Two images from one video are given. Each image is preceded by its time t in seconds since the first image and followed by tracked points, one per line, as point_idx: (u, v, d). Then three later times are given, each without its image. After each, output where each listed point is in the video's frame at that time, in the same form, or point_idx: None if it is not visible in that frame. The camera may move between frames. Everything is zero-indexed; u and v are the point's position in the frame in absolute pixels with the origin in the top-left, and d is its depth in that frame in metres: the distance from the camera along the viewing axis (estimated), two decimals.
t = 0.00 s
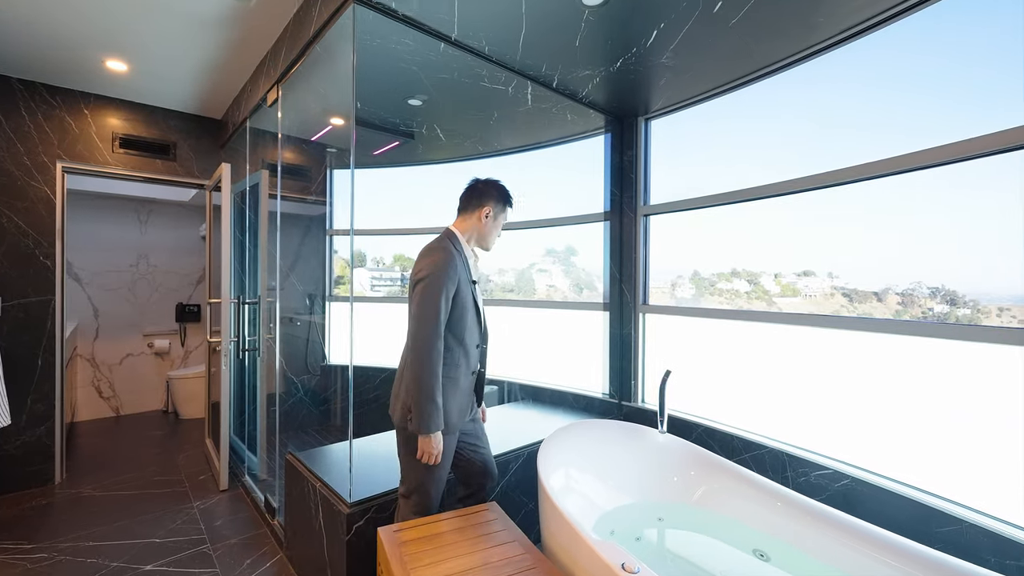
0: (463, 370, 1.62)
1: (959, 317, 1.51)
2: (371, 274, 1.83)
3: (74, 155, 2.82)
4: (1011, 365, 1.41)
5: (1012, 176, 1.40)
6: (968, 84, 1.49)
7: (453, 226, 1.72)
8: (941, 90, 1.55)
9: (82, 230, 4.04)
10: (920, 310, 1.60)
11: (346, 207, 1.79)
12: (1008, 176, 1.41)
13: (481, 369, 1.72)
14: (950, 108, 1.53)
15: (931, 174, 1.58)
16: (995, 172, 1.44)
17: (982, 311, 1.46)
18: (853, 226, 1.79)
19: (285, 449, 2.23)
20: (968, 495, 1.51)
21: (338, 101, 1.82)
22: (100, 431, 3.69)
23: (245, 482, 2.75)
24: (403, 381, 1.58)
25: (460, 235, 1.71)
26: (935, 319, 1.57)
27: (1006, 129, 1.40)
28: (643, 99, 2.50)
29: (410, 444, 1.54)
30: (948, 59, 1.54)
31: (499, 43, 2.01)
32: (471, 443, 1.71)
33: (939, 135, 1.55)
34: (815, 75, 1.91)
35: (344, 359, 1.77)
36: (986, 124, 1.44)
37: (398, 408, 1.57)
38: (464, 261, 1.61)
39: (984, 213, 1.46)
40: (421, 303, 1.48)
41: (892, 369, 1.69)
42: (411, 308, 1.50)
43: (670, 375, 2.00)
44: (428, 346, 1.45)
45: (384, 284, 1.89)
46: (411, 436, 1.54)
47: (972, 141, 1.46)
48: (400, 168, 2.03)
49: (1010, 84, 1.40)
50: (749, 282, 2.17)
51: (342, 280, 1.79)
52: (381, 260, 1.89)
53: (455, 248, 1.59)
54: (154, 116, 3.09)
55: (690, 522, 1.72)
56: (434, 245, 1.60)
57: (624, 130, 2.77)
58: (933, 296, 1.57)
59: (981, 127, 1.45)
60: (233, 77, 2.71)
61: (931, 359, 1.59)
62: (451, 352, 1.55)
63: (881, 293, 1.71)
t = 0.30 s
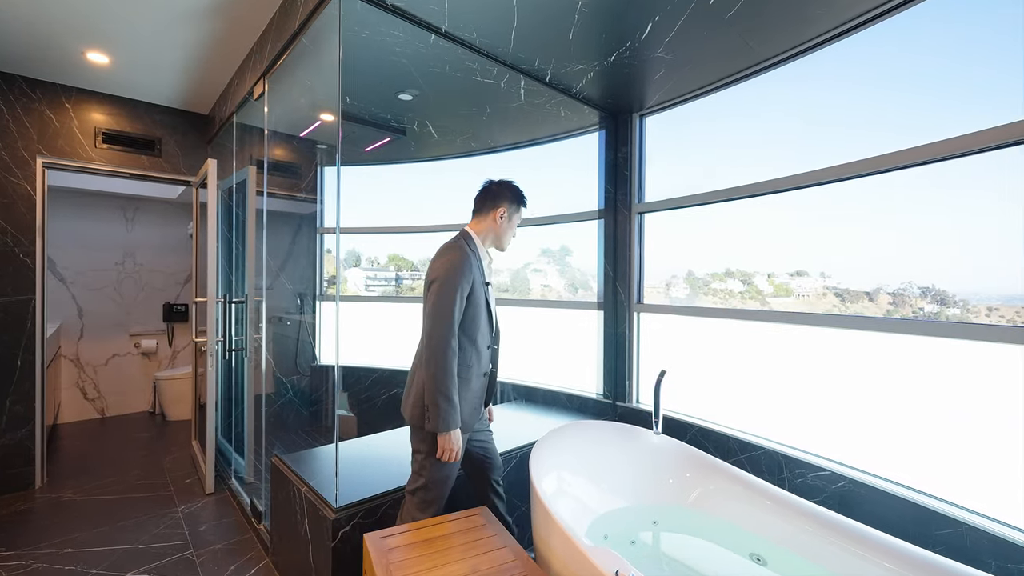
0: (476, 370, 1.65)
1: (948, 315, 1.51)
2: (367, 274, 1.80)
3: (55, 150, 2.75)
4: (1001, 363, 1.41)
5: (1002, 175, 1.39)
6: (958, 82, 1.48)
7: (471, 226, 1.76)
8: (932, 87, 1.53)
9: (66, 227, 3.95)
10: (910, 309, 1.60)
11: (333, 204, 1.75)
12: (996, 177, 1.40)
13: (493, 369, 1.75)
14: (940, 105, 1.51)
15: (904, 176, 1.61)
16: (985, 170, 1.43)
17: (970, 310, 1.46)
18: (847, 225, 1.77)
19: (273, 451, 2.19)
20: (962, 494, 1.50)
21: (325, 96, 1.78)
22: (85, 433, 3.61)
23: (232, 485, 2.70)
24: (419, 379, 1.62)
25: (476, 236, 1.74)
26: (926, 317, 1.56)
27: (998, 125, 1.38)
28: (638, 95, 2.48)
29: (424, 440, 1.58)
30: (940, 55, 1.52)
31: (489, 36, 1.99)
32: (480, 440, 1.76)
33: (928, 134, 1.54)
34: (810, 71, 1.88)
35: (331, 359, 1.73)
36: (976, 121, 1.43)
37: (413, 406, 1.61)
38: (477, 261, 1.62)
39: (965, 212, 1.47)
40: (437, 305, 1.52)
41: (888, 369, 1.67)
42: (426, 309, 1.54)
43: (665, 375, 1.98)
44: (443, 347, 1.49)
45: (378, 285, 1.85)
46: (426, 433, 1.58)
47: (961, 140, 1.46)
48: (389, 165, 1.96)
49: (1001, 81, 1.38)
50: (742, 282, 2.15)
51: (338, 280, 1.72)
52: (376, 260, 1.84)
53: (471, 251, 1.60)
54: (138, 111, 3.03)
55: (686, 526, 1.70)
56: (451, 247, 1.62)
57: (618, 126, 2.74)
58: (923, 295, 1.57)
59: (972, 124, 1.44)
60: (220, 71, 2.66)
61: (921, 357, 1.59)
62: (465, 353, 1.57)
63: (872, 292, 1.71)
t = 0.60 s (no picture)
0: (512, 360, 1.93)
1: (924, 315, 1.53)
2: (353, 274, 1.74)
3: (20, 144, 2.62)
4: (980, 363, 1.42)
5: (986, 176, 1.40)
6: (954, 81, 1.46)
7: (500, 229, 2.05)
8: (918, 88, 1.54)
9: (35, 225, 3.80)
10: (887, 309, 1.63)
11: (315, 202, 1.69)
12: (980, 178, 1.41)
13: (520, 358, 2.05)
14: (926, 105, 1.52)
15: (896, 176, 1.60)
16: (967, 171, 1.43)
17: (946, 311, 1.49)
18: (835, 226, 1.77)
19: (251, 457, 2.11)
20: (946, 494, 1.50)
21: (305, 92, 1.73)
22: (53, 440, 3.46)
23: (208, 494, 2.61)
24: (465, 374, 1.87)
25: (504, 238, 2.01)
26: (902, 317, 1.59)
27: (984, 126, 1.38)
28: (627, 94, 2.46)
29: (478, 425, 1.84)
30: (926, 56, 1.53)
31: (477, 29, 1.94)
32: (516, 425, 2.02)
33: (911, 135, 1.54)
34: (799, 71, 1.88)
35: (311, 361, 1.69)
36: (961, 122, 1.43)
37: (463, 397, 1.87)
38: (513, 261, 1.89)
39: (924, 214, 1.53)
40: (485, 306, 1.78)
41: (876, 370, 1.67)
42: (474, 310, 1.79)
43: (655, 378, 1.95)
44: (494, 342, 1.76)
45: (366, 284, 1.79)
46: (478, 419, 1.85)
47: (945, 141, 1.46)
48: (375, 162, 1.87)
49: (984, 82, 1.39)
50: (727, 282, 2.16)
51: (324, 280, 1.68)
52: (362, 259, 1.77)
53: (509, 257, 1.87)
54: (111, 105, 2.91)
55: (678, 533, 1.67)
56: (493, 251, 1.89)
57: (607, 125, 2.72)
58: (901, 296, 1.59)
59: (956, 125, 1.44)
60: (196, 63, 2.57)
61: (904, 359, 1.60)
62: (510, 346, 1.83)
63: (851, 293, 1.73)
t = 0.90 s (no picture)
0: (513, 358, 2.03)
1: (870, 314, 1.62)
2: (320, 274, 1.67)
3: None
4: (921, 358, 1.52)
5: (930, 182, 1.47)
6: (940, 81, 1.45)
7: (499, 231, 2.00)
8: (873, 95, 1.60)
9: None
10: (840, 308, 1.70)
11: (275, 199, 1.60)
12: (926, 185, 1.48)
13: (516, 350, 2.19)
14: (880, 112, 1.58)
15: (877, 176, 1.59)
16: (920, 177, 1.50)
17: (891, 309, 1.57)
18: (796, 229, 1.83)
19: (205, 470, 1.98)
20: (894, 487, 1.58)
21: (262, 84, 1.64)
22: None
23: (158, 509, 2.44)
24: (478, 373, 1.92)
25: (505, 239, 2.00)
26: (851, 317, 1.67)
27: (932, 134, 1.45)
28: (598, 94, 2.47)
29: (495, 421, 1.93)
30: (880, 64, 1.59)
31: (446, 21, 1.86)
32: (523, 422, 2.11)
33: (882, 137, 1.57)
34: (765, 75, 1.93)
35: (268, 365, 1.57)
36: (909, 131, 1.50)
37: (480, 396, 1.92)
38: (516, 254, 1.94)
39: (907, 212, 1.52)
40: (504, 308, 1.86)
41: (836, 369, 1.73)
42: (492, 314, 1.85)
43: (626, 378, 1.94)
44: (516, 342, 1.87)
45: (332, 284, 1.72)
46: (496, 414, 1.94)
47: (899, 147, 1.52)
48: (345, 158, 1.83)
49: (931, 92, 1.46)
50: (692, 282, 2.21)
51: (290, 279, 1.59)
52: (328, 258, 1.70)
53: (515, 254, 1.93)
54: (47, 90, 2.69)
55: (649, 535, 1.68)
56: (499, 249, 1.94)
57: (578, 126, 2.72)
58: (851, 295, 1.67)
59: (906, 133, 1.51)
60: (144, 49, 2.41)
61: (856, 357, 1.67)
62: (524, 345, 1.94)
63: (807, 293, 1.80)
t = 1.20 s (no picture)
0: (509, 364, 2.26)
1: (822, 311, 1.71)
2: (282, 272, 1.60)
3: None
4: (874, 353, 1.60)
5: (881, 186, 1.56)
6: (923, 80, 1.46)
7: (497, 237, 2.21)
8: (828, 102, 1.68)
9: None
10: (793, 307, 1.80)
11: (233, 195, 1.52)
12: (874, 190, 1.57)
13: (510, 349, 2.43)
14: (835, 118, 1.66)
15: (844, 179, 1.65)
16: (876, 181, 1.57)
17: (841, 307, 1.66)
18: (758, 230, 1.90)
19: (155, 482, 1.86)
20: (846, 477, 1.66)
21: (217, 73, 1.55)
22: None
23: (104, 525, 2.28)
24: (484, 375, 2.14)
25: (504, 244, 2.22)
26: (805, 314, 1.77)
27: (880, 141, 1.53)
28: (569, 94, 2.48)
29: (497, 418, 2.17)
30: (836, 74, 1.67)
31: (415, 13, 1.85)
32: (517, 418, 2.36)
33: (842, 142, 1.63)
34: (730, 79, 2.00)
35: (224, 369, 1.51)
36: (860, 138, 1.58)
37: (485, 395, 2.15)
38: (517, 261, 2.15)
39: (903, 213, 1.50)
40: (510, 319, 2.09)
41: (797, 364, 1.81)
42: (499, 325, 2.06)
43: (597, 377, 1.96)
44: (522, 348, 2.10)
45: (295, 284, 1.64)
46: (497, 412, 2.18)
47: (854, 152, 1.60)
48: (303, 152, 1.70)
49: (880, 101, 1.55)
50: (656, 282, 2.27)
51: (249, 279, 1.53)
52: (291, 257, 1.62)
53: (518, 263, 2.14)
54: None
55: (620, 532, 1.70)
56: (501, 257, 2.15)
57: (549, 125, 2.73)
58: (803, 293, 1.77)
59: (858, 140, 1.59)
60: (85, 30, 2.24)
61: (812, 351, 1.77)
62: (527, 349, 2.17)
63: (764, 291, 1.89)
